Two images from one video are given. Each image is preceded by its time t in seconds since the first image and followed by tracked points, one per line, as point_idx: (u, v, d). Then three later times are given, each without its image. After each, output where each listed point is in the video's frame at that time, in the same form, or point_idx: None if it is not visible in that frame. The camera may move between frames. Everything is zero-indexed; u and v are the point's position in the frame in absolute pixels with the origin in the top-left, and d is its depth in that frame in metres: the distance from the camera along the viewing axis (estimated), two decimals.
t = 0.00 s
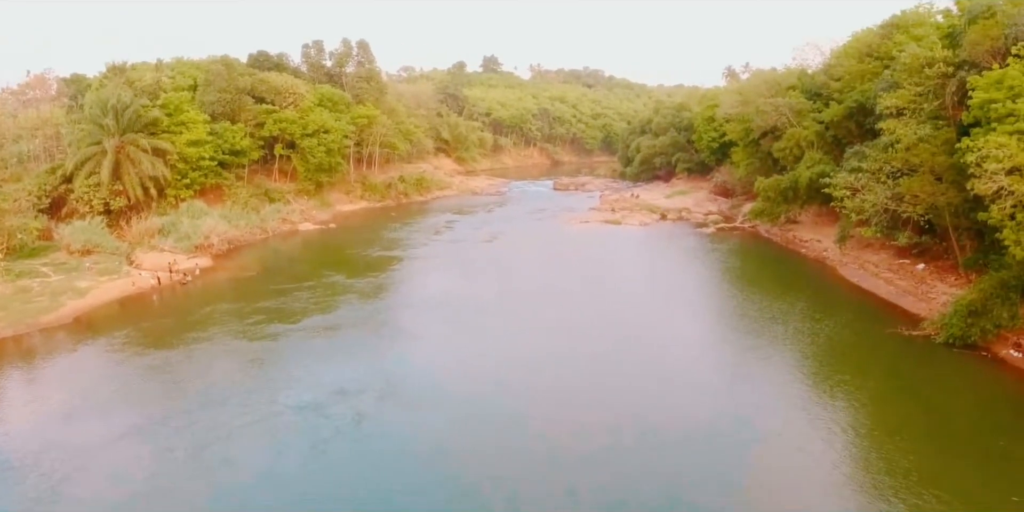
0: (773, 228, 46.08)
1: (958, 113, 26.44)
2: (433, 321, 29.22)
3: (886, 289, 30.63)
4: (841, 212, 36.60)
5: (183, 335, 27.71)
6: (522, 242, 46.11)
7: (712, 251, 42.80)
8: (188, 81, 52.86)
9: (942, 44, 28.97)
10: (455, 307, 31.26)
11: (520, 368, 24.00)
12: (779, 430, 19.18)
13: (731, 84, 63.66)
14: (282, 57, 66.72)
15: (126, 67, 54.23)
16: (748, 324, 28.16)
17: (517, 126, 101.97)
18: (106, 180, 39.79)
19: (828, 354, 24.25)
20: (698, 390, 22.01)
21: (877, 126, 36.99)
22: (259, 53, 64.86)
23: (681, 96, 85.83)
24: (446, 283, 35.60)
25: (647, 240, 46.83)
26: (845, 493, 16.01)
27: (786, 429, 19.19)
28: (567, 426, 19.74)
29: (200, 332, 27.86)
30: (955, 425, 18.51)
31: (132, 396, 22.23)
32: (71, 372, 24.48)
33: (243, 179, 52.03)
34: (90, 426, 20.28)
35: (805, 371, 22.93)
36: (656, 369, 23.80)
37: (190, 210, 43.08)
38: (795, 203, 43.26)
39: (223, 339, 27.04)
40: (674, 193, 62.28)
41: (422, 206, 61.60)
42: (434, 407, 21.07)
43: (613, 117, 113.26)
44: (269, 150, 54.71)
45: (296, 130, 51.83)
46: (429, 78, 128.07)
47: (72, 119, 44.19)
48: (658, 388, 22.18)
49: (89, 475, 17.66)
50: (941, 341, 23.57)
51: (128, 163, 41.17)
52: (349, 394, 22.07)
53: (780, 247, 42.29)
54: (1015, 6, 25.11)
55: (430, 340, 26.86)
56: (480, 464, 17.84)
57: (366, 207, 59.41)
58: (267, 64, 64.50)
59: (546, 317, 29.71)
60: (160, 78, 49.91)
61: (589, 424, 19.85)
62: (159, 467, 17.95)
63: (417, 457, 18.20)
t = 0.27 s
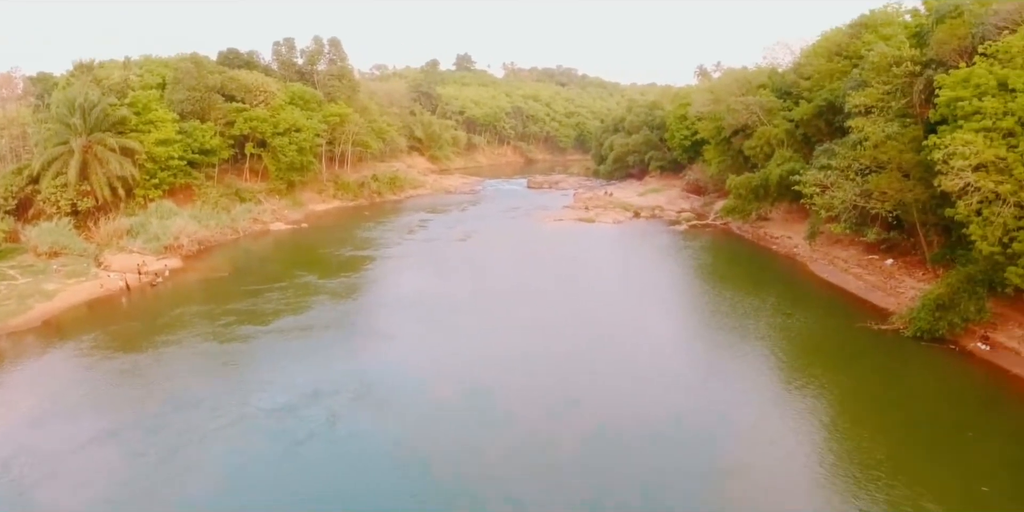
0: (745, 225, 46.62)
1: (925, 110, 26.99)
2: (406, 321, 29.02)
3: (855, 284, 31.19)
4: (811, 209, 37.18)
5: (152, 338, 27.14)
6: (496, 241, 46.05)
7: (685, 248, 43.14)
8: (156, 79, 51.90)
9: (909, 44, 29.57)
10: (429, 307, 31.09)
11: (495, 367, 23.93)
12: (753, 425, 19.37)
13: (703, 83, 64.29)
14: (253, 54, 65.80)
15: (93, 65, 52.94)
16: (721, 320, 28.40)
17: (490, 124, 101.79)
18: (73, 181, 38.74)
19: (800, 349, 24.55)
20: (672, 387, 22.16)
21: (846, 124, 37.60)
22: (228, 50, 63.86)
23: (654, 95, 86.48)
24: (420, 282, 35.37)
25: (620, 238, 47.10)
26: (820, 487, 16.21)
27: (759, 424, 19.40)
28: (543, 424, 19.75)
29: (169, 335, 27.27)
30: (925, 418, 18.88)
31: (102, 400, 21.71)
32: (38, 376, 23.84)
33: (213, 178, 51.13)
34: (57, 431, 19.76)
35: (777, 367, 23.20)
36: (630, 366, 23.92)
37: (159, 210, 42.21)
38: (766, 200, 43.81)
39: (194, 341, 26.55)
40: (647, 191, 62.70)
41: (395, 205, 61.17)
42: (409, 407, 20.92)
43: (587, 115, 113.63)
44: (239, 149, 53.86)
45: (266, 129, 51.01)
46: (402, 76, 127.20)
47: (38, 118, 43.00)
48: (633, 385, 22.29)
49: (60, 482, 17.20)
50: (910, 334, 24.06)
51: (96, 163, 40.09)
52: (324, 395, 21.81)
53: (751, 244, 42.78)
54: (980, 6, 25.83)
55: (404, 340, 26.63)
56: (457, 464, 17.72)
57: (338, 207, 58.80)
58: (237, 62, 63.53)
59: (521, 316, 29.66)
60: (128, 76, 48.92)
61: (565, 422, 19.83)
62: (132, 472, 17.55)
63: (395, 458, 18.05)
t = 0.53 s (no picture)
0: (723, 222, 47.02)
1: (899, 109, 27.51)
2: (384, 321, 28.86)
3: (831, 280, 31.62)
4: (788, 207, 37.62)
5: (128, 341, 26.67)
6: (476, 240, 45.99)
7: (663, 246, 43.41)
8: (130, 78, 51.09)
9: (884, 43, 30.04)
10: (407, 306, 30.94)
11: (475, 366, 23.88)
12: (732, 420, 19.56)
13: (680, 81, 64.75)
14: (229, 53, 64.99)
15: (67, 64, 52.08)
16: (700, 317, 28.62)
17: (469, 123, 101.56)
18: (47, 181, 38.01)
19: (777, 345, 24.82)
20: (651, 384, 22.28)
21: (821, 122, 38.10)
22: (204, 49, 63.03)
23: (632, 94, 86.92)
24: (399, 282, 35.19)
25: (599, 236, 47.27)
26: (799, 481, 16.39)
27: (739, 419, 19.59)
28: (524, 422, 19.74)
29: (145, 337, 26.82)
30: (901, 411, 19.20)
31: (78, 404, 21.30)
32: (12, 381, 23.33)
33: (189, 178, 50.39)
34: (32, 436, 19.36)
35: (755, 363, 23.43)
36: (609, 364, 24.02)
37: (134, 210, 41.53)
38: (743, 198, 44.21)
39: (172, 344, 26.14)
40: (626, 189, 62.97)
41: (374, 204, 60.79)
42: (390, 407, 20.81)
43: (566, 114, 113.83)
44: (216, 148, 53.17)
45: (243, 128, 50.33)
46: (380, 75, 126.35)
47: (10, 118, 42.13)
48: (613, 383, 22.37)
49: (37, 487, 16.85)
50: (885, 329, 24.46)
51: (70, 163, 39.34)
52: (304, 396, 21.60)
53: (729, 241, 43.16)
54: (954, 5, 26.12)
55: (384, 341, 26.46)
56: (439, 464, 17.64)
57: (317, 206, 58.28)
58: (213, 60, 62.76)
59: (500, 315, 29.65)
60: (102, 75, 48.18)
61: (546, 420, 19.84)
62: (111, 476, 17.25)
63: (377, 458, 17.93)
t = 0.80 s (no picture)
0: (703, 220, 47.36)
1: (876, 107, 27.93)
2: (364, 322, 28.64)
3: (810, 277, 31.98)
4: (767, 204, 37.98)
5: (104, 344, 26.21)
6: (456, 239, 45.86)
7: (644, 244, 43.61)
8: (107, 77, 50.26)
9: (860, 42, 30.45)
10: (387, 307, 30.73)
11: (456, 367, 23.74)
12: (713, 417, 19.69)
13: (660, 80, 65.15)
14: (206, 51, 64.19)
15: (42, 64, 51.25)
16: (680, 314, 28.80)
17: (450, 122, 101.26)
18: (22, 183, 37.27)
19: (757, 341, 25.03)
20: (632, 381, 22.34)
21: (799, 120, 38.53)
22: (181, 47, 62.21)
23: (612, 93, 87.25)
24: (379, 282, 34.99)
25: (580, 235, 47.37)
26: (781, 476, 16.53)
27: (720, 416, 19.72)
28: (507, 422, 19.70)
29: (121, 340, 26.39)
30: (879, 405, 19.45)
31: (54, 410, 20.87)
32: None
33: (166, 179, 49.67)
34: (8, 442, 18.97)
35: (735, 359, 23.62)
36: (590, 362, 24.05)
37: (110, 212, 40.84)
38: (723, 196, 44.55)
39: (150, 347, 25.74)
40: (607, 188, 63.17)
41: (354, 204, 60.39)
42: (371, 409, 20.62)
43: (546, 113, 113.95)
44: (193, 148, 52.45)
45: (221, 127, 49.69)
46: (359, 74, 125.48)
47: None
48: (594, 381, 22.38)
49: (13, 494, 16.47)
50: (863, 324, 24.76)
51: (45, 164, 38.58)
52: (284, 399, 21.33)
53: (709, 239, 43.46)
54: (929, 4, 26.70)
55: (364, 341, 26.28)
56: (422, 464, 17.55)
57: (296, 206, 57.75)
58: (190, 59, 62.00)
59: (481, 314, 29.59)
60: (78, 74, 47.42)
61: (528, 419, 19.82)
62: (89, 482, 16.92)
63: (362, 460, 17.80)
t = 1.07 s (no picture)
0: (681, 217, 47.73)
1: (850, 104, 28.33)
2: (343, 323, 28.43)
3: (787, 273, 32.35)
4: (744, 201, 38.34)
5: (79, 349, 25.70)
6: (435, 238, 45.72)
7: (623, 241, 43.83)
8: (80, 78, 49.79)
9: (835, 40, 30.87)
10: (366, 307, 30.53)
11: (437, 367, 23.67)
12: (694, 412, 19.85)
13: (637, 79, 65.53)
14: (180, 51, 63.26)
15: (13, 64, 50.41)
16: (660, 311, 29.01)
17: (428, 121, 100.86)
18: None
19: (737, 337, 25.28)
20: (613, 379, 22.46)
21: (775, 118, 38.97)
22: (154, 47, 61.28)
23: (590, 91, 87.56)
24: (358, 282, 34.76)
25: (560, 233, 47.50)
26: (763, 470, 16.71)
27: (701, 411, 19.89)
28: (490, 421, 19.68)
29: (97, 345, 25.91)
30: (857, 399, 19.75)
31: (28, 417, 20.41)
32: None
33: (141, 180, 48.87)
34: None
35: (715, 354, 23.85)
36: (571, 360, 24.12)
37: (84, 214, 40.13)
38: (700, 194, 44.93)
39: (126, 351, 25.30)
40: (586, 186, 63.38)
41: (332, 204, 59.93)
42: (351, 410, 20.47)
43: (525, 111, 113.98)
44: (168, 149, 51.67)
45: (196, 128, 48.93)
46: (336, 73, 124.55)
47: None
48: (576, 379, 22.45)
49: None
50: (840, 319, 25.10)
51: (18, 167, 37.33)
52: (263, 402, 21.10)
53: (687, 236, 43.77)
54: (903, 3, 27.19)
55: (343, 343, 26.10)
56: (405, 465, 17.46)
57: (273, 207, 57.15)
58: (164, 59, 61.18)
59: (462, 313, 29.54)
60: (50, 74, 46.93)
61: (510, 418, 19.82)
62: (67, 490, 16.59)
63: (344, 462, 17.67)
